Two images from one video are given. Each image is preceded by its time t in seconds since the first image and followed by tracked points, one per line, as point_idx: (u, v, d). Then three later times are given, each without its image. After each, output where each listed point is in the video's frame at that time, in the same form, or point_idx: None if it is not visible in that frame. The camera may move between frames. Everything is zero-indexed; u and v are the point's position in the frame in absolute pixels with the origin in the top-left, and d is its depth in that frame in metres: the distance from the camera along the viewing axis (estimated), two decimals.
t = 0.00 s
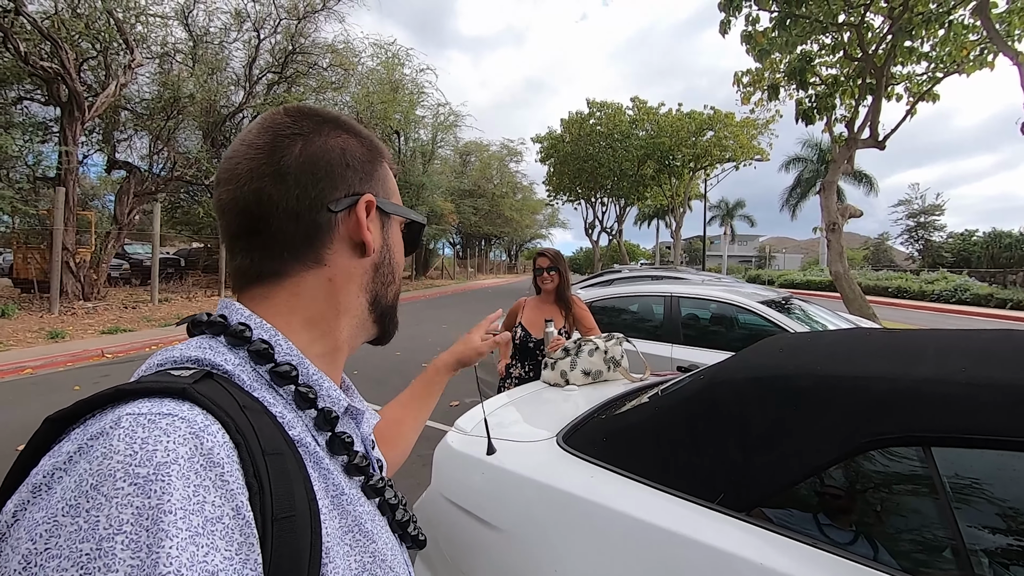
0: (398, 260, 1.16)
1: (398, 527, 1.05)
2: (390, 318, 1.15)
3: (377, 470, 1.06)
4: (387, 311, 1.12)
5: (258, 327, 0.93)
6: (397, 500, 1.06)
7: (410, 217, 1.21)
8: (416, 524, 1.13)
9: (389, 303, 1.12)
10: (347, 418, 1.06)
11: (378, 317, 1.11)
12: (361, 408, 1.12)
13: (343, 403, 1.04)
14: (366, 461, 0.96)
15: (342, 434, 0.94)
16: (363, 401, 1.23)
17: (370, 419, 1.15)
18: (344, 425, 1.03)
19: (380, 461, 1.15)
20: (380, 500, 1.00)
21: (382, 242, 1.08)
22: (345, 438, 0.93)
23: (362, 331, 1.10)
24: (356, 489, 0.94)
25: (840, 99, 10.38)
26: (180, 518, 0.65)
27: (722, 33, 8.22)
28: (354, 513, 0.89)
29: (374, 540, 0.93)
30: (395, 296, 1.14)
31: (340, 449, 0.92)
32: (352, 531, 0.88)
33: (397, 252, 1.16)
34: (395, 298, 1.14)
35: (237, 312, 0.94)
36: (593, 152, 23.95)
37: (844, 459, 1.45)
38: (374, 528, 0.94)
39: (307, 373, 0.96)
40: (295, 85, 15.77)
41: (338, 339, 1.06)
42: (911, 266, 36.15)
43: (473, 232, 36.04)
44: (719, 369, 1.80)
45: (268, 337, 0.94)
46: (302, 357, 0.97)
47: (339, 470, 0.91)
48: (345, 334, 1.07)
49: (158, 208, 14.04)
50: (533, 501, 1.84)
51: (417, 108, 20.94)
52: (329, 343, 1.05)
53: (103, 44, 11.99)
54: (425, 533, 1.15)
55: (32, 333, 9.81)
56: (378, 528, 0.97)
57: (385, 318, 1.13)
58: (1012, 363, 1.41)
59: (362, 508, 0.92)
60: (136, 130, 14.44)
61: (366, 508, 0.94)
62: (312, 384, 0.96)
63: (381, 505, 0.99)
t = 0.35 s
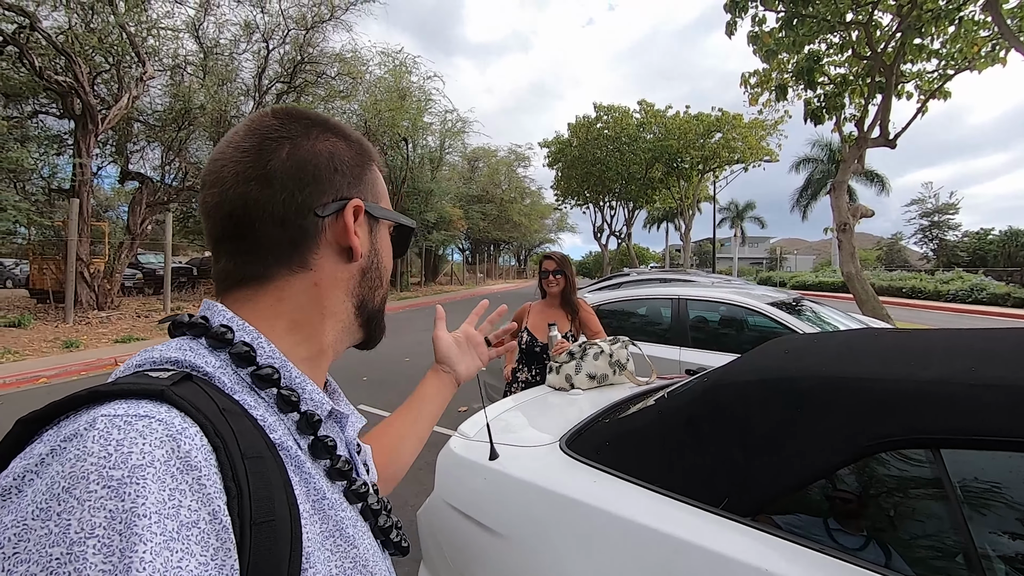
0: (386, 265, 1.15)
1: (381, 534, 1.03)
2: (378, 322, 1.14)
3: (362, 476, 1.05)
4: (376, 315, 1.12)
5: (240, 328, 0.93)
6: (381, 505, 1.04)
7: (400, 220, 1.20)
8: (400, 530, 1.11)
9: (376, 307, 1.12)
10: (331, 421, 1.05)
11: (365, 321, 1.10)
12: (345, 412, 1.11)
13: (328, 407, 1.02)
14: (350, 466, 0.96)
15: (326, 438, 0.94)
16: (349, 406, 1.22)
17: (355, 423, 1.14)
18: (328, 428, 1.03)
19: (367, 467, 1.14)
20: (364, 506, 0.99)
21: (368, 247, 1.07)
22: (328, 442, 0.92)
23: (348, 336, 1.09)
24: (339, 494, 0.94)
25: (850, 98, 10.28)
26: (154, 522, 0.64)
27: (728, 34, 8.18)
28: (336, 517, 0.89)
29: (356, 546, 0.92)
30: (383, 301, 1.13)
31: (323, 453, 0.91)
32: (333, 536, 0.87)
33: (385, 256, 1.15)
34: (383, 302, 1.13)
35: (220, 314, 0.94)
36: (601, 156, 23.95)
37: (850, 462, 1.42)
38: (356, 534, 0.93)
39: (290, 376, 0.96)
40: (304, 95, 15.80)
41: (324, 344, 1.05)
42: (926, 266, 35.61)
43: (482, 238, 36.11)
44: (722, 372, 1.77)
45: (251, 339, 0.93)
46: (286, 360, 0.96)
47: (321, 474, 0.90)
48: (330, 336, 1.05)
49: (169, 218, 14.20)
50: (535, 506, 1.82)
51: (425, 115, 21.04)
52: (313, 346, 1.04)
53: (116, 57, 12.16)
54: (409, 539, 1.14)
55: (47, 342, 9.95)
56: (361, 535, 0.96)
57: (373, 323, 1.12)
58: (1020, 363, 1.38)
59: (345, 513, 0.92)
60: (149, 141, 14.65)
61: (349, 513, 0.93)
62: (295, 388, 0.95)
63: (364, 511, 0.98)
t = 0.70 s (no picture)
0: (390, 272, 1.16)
1: (389, 540, 1.03)
2: (382, 330, 1.15)
3: (369, 483, 1.05)
4: (380, 323, 1.13)
5: (244, 336, 0.94)
6: (387, 511, 1.04)
7: (404, 228, 1.21)
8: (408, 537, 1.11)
9: (380, 315, 1.12)
10: (336, 427, 1.05)
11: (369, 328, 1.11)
12: (351, 418, 1.12)
13: (332, 413, 1.03)
14: (355, 472, 0.96)
15: (330, 444, 0.94)
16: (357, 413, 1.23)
17: (362, 430, 1.15)
18: (333, 435, 1.03)
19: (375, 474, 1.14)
20: (370, 512, 0.99)
21: (371, 255, 1.08)
22: (331, 448, 0.93)
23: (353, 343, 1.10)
24: (345, 500, 0.94)
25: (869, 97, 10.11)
26: (155, 528, 0.65)
27: (743, 35, 8.12)
28: (341, 523, 0.89)
29: (361, 552, 0.92)
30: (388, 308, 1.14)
31: (327, 459, 0.92)
32: (339, 541, 0.88)
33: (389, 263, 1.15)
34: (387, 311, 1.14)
35: (224, 322, 0.95)
36: (616, 161, 23.87)
37: (874, 467, 1.38)
38: (362, 540, 0.93)
39: (293, 383, 0.97)
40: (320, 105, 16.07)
41: (328, 352, 1.06)
42: (952, 267, 34.77)
43: (497, 244, 36.17)
44: (737, 376, 1.74)
45: (254, 347, 0.94)
46: (289, 368, 0.97)
47: (326, 480, 0.91)
48: (333, 344, 1.06)
49: (191, 229, 14.47)
50: (552, 513, 1.81)
51: (440, 123, 21.20)
52: (317, 353, 1.04)
53: (139, 74, 12.50)
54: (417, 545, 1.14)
55: (75, 352, 10.19)
56: (367, 540, 0.96)
57: (377, 330, 1.13)
58: None
59: (351, 519, 0.92)
60: (171, 154, 15.05)
61: (354, 519, 0.93)
62: (299, 394, 0.96)
63: (371, 518, 0.98)
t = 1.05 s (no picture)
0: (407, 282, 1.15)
1: (410, 556, 1.02)
2: (401, 341, 1.15)
3: (389, 499, 1.04)
4: (398, 333, 1.12)
5: (263, 351, 0.94)
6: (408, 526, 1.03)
7: (419, 238, 1.20)
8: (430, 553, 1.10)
9: (398, 326, 1.12)
10: (356, 443, 1.05)
11: (389, 339, 1.11)
12: (371, 433, 1.11)
13: (351, 428, 1.02)
14: (375, 487, 0.95)
15: (350, 459, 0.94)
16: (376, 428, 1.23)
17: (381, 444, 1.14)
18: (353, 450, 1.03)
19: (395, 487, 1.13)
20: (391, 528, 0.98)
21: (387, 268, 1.07)
22: (351, 463, 0.92)
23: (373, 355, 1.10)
24: (366, 516, 0.93)
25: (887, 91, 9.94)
26: (174, 549, 0.65)
27: (757, 31, 8.03)
28: (362, 540, 0.89)
29: (383, 568, 0.91)
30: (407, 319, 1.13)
31: (347, 475, 0.91)
32: (359, 558, 0.87)
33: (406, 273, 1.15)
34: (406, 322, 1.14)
35: (243, 338, 0.95)
36: (628, 159, 23.75)
37: (903, 476, 1.35)
38: (383, 556, 0.92)
39: (313, 398, 0.96)
40: (334, 109, 16.24)
41: (347, 367, 1.06)
42: (974, 262, 34.06)
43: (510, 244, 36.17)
44: (760, 381, 1.71)
45: (273, 362, 0.94)
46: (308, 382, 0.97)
47: (346, 496, 0.90)
48: (352, 358, 1.06)
49: (208, 232, 14.66)
50: (570, 519, 1.80)
51: (451, 124, 21.26)
52: (336, 367, 1.04)
53: (157, 80, 12.71)
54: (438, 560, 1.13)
55: (97, 355, 10.37)
56: (389, 556, 0.95)
57: (396, 341, 1.13)
58: None
59: (371, 536, 0.91)
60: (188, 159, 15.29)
61: (375, 535, 0.92)
62: (318, 409, 0.95)
63: (392, 533, 0.98)
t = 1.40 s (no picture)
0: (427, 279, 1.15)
1: (432, 553, 1.02)
2: (422, 339, 1.15)
3: (412, 496, 1.05)
4: (418, 331, 1.12)
5: (287, 350, 0.94)
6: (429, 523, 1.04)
7: (437, 235, 1.20)
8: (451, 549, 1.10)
9: (420, 323, 1.12)
10: (378, 440, 1.05)
11: (411, 336, 1.11)
12: (392, 430, 1.12)
13: (373, 425, 1.03)
14: (397, 484, 0.96)
15: (372, 456, 0.94)
16: (398, 425, 1.23)
17: (402, 442, 1.14)
18: (375, 447, 1.03)
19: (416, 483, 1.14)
20: (413, 525, 0.98)
21: (406, 267, 1.07)
22: (374, 461, 0.93)
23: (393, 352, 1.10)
24: (389, 513, 0.94)
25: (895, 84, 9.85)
26: (205, 544, 0.65)
27: (763, 24, 7.98)
28: (385, 537, 0.89)
29: (406, 565, 0.91)
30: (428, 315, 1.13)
31: (370, 472, 0.92)
32: (383, 555, 0.87)
33: (426, 270, 1.15)
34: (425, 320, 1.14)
35: (268, 337, 0.96)
36: (633, 155, 23.67)
37: (922, 472, 1.34)
38: (405, 553, 0.92)
39: (337, 396, 0.96)
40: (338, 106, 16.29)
41: (369, 364, 1.06)
42: (982, 256, 33.74)
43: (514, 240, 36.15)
44: (776, 376, 1.71)
45: (297, 361, 0.95)
46: (331, 381, 0.97)
47: (369, 493, 0.91)
48: (373, 356, 1.06)
49: (214, 230, 14.72)
50: (582, 517, 1.80)
51: (455, 121, 21.25)
52: (357, 365, 1.04)
53: (162, 79, 12.75)
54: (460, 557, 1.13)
55: (106, 353, 10.46)
56: (411, 554, 0.95)
57: (416, 339, 1.13)
58: None
59: (393, 533, 0.91)
60: (194, 158, 15.38)
61: (397, 533, 0.92)
62: (341, 407, 0.96)
63: (414, 530, 0.98)
